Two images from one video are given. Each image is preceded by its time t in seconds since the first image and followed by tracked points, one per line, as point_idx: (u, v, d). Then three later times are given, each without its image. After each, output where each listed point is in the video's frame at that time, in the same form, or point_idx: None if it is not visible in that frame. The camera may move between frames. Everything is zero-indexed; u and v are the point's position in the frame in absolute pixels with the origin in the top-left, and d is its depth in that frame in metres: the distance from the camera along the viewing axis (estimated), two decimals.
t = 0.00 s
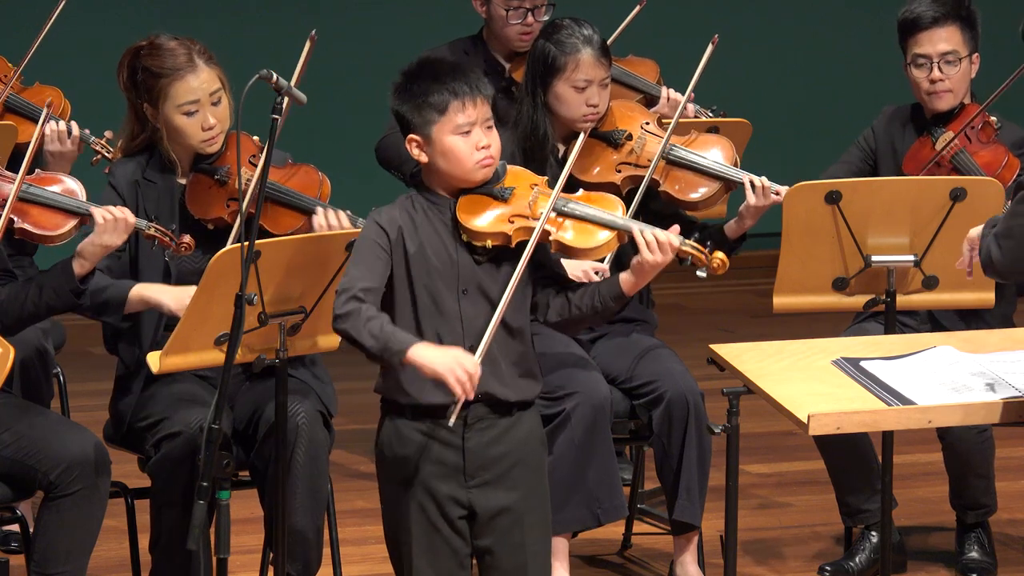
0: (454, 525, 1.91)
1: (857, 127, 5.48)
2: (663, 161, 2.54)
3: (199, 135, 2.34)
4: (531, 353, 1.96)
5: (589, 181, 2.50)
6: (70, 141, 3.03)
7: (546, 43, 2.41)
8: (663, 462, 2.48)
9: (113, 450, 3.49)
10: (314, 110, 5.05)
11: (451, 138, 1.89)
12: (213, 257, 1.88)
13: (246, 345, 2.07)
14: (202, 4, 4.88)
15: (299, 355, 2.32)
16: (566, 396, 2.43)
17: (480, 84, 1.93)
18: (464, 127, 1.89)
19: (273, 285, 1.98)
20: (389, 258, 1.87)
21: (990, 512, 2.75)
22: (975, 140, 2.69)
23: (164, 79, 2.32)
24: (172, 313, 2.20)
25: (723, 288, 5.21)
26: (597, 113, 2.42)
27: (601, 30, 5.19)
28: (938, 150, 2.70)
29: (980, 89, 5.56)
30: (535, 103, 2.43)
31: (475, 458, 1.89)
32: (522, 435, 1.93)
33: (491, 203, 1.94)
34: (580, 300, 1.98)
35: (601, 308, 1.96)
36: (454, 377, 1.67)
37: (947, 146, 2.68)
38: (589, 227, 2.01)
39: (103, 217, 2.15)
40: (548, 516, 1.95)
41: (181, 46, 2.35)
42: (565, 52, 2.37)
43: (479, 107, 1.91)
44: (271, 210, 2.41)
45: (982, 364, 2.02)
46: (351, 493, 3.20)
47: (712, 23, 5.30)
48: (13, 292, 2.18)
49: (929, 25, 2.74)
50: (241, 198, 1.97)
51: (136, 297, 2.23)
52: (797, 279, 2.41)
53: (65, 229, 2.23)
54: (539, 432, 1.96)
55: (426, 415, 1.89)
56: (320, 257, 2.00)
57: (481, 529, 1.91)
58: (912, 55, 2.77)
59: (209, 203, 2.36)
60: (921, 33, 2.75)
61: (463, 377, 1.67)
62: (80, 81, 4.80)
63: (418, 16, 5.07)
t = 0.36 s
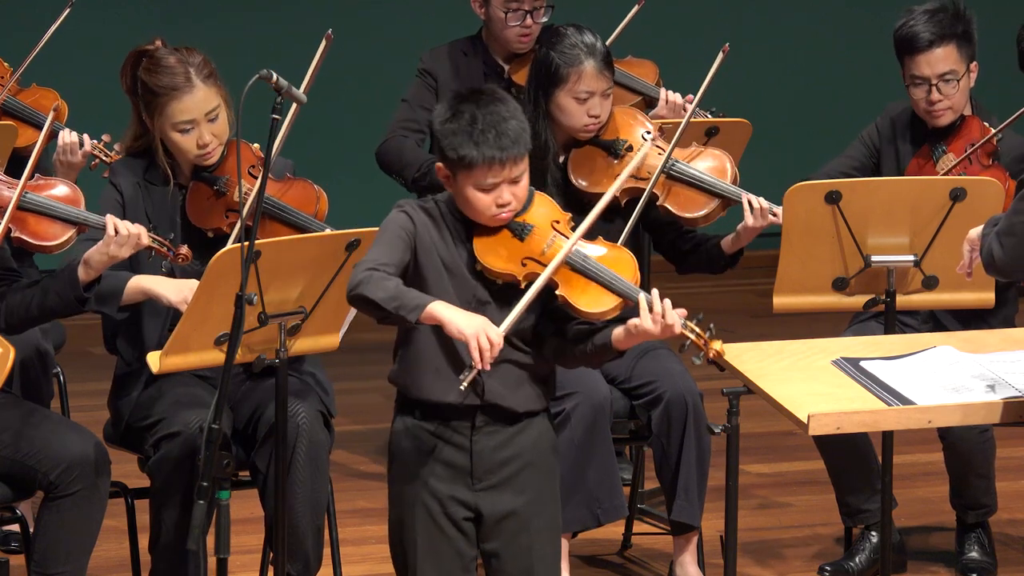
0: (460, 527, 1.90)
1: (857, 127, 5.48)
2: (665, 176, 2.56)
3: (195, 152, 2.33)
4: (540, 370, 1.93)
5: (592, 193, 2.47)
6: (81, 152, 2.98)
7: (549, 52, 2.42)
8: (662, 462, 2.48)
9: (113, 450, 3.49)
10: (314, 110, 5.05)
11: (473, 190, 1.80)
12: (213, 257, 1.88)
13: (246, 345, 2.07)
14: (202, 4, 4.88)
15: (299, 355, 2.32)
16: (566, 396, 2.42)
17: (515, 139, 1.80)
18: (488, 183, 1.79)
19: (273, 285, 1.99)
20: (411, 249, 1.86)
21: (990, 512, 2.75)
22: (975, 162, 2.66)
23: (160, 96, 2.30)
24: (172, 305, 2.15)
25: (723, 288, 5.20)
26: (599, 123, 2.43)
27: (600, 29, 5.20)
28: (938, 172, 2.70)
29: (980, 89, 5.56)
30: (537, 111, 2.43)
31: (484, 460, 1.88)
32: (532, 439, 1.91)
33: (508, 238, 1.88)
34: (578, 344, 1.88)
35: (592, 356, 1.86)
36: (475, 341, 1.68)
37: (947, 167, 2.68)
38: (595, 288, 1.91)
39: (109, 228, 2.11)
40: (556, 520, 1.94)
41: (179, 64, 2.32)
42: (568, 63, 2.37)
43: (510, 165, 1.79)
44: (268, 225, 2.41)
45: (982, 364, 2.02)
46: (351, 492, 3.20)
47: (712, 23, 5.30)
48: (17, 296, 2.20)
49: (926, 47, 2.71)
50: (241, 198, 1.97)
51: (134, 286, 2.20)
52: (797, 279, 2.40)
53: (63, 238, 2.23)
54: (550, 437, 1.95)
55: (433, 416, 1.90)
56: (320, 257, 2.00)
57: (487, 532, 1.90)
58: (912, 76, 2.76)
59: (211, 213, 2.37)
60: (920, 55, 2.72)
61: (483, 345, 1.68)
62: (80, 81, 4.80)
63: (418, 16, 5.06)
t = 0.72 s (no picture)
0: (478, 530, 1.94)
1: (857, 127, 5.48)
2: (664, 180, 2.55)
3: (191, 145, 2.33)
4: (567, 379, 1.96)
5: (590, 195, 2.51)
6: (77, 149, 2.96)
7: (550, 54, 2.42)
8: (662, 462, 2.48)
9: (113, 450, 3.48)
10: (314, 110, 5.05)
11: (516, 187, 1.87)
12: (213, 257, 1.88)
13: (246, 345, 2.07)
14: (202, 4, 4.88)
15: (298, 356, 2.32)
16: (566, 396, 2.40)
17: (560, 140, 1.88)
18: (531, 180, 1.86)
19: (273, 285, 1.98)
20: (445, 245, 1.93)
21: (990, 512, 2.75)
22: (975, 169, 2.65)
23: (155, 89, 2.31)
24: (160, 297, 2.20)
25: (723, 288, 5.20)
26: (600, 127, 2.43)
27: (600, 29, 5.20)
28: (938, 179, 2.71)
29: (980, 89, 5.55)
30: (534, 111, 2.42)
31: (505, 464, 1.92)
32: (555, 446, 1.95)
33: (543, 240, 1.93)
34: (601, 350, 1.90)
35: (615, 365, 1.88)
36: (503, 335, 1.74)
37: (947, 173, 2.69)
38: (626, 295, 1.90)
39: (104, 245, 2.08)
40: (576, 526, 1.97)
41: (175, 56, 2.33)
42: (569, 67, 2.36)
43: (553, 164, 1.87)
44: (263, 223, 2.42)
45: (982, 364, 2.02)
46: (351, 492, 3.20)
47: (711, 23, 5.30)
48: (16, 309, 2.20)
49: (927, 52, 2.71)
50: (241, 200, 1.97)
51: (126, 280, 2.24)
52: (797, 279, 2.40)
53: (58, 252, 2.23)
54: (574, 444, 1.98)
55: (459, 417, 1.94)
56: (322, 258, 2.00)
57: (505, 535, 1.94)
58: (912, 80, 2.76)
59: (203, 208, 2.37)
60: (920, 59, 2.72)
61: (511, 338, 1.74)
62: (79, 80, 4.80)
63: (418, 16, 5.06)
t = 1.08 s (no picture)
0: (489, 531, 1.94)
1: (857, 127, 5.48)
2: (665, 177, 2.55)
3: (192, 138, 2.33)
4: (585, 382, 1.97)
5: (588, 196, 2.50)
6: (77, 151, 2.93)
7: (550, 51, 2.42)
8: (662, 463, 2.48)
9: (113, 450, 3.48)
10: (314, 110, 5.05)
11: (539, 176, 1.87)
12: (213, 257, 1.88)
13: (246, 345, 2.07)
14: (202, 4, 4.88)
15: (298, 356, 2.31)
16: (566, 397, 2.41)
17: (582, 127, 1.89)
18: (554, 168, 1.87)
19: (273, 285, 1.98)
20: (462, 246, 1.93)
21: (990, 512, 2.75)
22: (973, 168, 2.66)
23: (158, 81, 2.32)
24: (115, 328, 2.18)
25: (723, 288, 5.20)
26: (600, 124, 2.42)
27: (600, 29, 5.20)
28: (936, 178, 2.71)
29: (980, 89, 5.55)
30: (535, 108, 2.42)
31: (520, 467, 1.93)
32: (571, 449, 1.95)
33: (566, 232, 1.94)
34: (628, 340, 1.94)
35: (645, 352, 1.91)
36: (479, 349, 1.73)
37: (944, 173, 2.69)
38: (651, 282, 1.92)
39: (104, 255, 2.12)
40: (587, 530, 1.98)
41: (178, 49, 2.35)
42: (568, 61, 2.36)
43: (576, 151, 1.88)
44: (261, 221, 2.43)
45: (982, 364, 2.02)
46: (351, 492, 3.21)
47: (711, 23, 5.30)
48: (16, 313, 2.19)
49: (926, 49, 2.71)
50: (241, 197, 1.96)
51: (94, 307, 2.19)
52: (797, 279, 2.40)
53: (56, 258, 2.25)
54: (588, 448, 1.99)
55: (477, 416, 1.94)
56: (323, 257, 2.00)
57: (517, 537, 1.94)
58: (911, 77, 2.76)
59: (203, 207, 2.37)
60: (920, 56, 2.72)
61: (487, 352, 1.73)
62: (79, 81, 4.80)
63: (418, 16, 5.06)
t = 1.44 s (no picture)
0: (493, 532, 1.94)
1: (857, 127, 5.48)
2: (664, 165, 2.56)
3: (194, 135, 2.34)
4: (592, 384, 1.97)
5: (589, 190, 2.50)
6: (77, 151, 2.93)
7: (548, 45, 2.42)
8: (662, 463, 2.48)
9: (113, 450, 3.48)
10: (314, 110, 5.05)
11: (544, 173, 1.88)
12: (212, 257, 1.88)
13: (246, 345, 2.07)
14: (202, 4, 4.88)
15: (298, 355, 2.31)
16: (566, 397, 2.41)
17: (587, 124, 1.89)
18: (560, 165, 1.87)
19: (273, 285, 1.98)
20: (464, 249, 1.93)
21: (990, 512, 2.75)
22: (974, 166, 2.66)
23: (159, 78, 2.32)
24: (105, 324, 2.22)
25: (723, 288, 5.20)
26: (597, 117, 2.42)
27: (600, 30, 5.20)
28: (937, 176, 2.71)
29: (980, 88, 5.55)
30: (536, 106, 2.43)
31: (525, 467, 1.93)
32: (575, 450, 1.96)
33: (572, 233, 1.94)
34: (637, 341, 1.94)
35: (653, 354, 1.91)
36: (465, 354, 1.71)
37: (945, 171, 2.70)
38: (657, 283, 1.92)
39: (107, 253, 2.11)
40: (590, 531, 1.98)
41: (179, 46, 2.34)
42: (566, 55, 2.36)
43: (581, 148, 1.88)
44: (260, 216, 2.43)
45: (982, 364, 2.01)
46: (351, 492, 3.21)
47: (711, 23, 5.30)
48: (16, 313, 2.20)
49: (927, 47, 2.71)
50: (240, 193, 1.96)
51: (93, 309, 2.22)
52: (797, 279, 2.40)
53: (59, 257, 2.24)
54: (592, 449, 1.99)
55: (483, 417, 1.94)
56: (323, 258, 2.00)
57: (520, 538, 1.95)
58: (911, 75, 2.76)
59: (203, 206, 2.37)
60: (920, 55, 2.72)
61: (473, 358, 1.71)
62: (79, 81, 4.80)
63: (418, 16, 5.06)
